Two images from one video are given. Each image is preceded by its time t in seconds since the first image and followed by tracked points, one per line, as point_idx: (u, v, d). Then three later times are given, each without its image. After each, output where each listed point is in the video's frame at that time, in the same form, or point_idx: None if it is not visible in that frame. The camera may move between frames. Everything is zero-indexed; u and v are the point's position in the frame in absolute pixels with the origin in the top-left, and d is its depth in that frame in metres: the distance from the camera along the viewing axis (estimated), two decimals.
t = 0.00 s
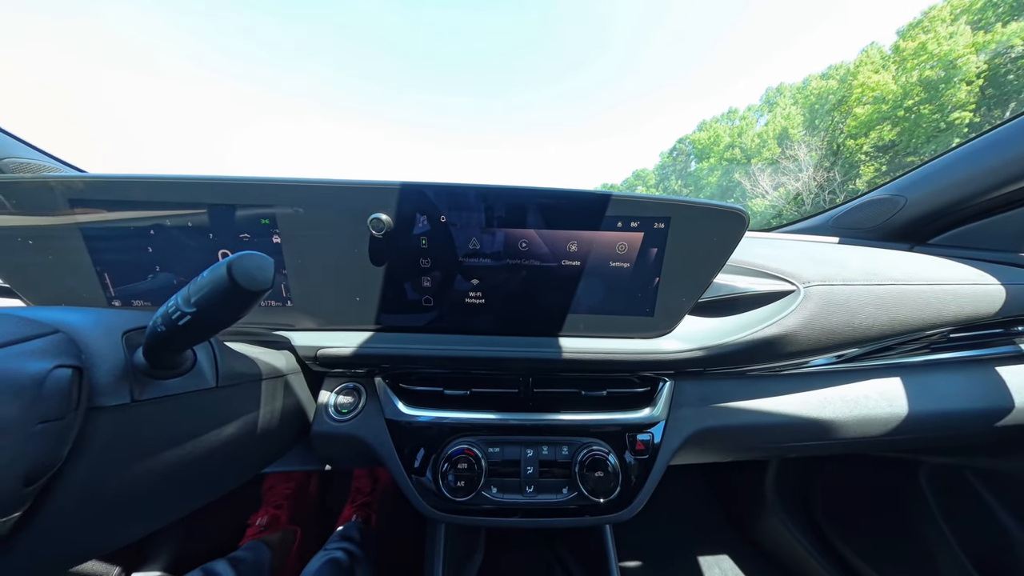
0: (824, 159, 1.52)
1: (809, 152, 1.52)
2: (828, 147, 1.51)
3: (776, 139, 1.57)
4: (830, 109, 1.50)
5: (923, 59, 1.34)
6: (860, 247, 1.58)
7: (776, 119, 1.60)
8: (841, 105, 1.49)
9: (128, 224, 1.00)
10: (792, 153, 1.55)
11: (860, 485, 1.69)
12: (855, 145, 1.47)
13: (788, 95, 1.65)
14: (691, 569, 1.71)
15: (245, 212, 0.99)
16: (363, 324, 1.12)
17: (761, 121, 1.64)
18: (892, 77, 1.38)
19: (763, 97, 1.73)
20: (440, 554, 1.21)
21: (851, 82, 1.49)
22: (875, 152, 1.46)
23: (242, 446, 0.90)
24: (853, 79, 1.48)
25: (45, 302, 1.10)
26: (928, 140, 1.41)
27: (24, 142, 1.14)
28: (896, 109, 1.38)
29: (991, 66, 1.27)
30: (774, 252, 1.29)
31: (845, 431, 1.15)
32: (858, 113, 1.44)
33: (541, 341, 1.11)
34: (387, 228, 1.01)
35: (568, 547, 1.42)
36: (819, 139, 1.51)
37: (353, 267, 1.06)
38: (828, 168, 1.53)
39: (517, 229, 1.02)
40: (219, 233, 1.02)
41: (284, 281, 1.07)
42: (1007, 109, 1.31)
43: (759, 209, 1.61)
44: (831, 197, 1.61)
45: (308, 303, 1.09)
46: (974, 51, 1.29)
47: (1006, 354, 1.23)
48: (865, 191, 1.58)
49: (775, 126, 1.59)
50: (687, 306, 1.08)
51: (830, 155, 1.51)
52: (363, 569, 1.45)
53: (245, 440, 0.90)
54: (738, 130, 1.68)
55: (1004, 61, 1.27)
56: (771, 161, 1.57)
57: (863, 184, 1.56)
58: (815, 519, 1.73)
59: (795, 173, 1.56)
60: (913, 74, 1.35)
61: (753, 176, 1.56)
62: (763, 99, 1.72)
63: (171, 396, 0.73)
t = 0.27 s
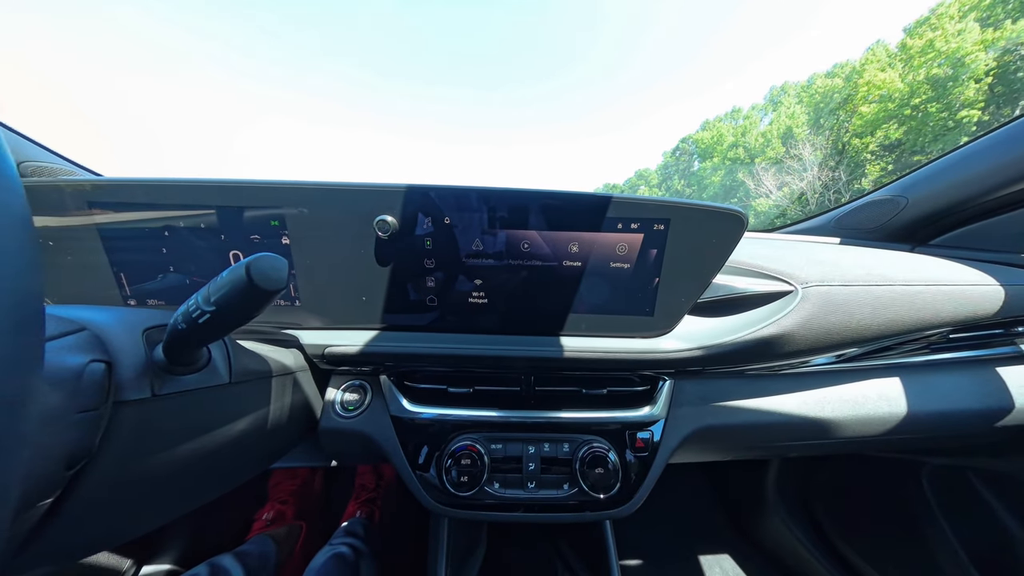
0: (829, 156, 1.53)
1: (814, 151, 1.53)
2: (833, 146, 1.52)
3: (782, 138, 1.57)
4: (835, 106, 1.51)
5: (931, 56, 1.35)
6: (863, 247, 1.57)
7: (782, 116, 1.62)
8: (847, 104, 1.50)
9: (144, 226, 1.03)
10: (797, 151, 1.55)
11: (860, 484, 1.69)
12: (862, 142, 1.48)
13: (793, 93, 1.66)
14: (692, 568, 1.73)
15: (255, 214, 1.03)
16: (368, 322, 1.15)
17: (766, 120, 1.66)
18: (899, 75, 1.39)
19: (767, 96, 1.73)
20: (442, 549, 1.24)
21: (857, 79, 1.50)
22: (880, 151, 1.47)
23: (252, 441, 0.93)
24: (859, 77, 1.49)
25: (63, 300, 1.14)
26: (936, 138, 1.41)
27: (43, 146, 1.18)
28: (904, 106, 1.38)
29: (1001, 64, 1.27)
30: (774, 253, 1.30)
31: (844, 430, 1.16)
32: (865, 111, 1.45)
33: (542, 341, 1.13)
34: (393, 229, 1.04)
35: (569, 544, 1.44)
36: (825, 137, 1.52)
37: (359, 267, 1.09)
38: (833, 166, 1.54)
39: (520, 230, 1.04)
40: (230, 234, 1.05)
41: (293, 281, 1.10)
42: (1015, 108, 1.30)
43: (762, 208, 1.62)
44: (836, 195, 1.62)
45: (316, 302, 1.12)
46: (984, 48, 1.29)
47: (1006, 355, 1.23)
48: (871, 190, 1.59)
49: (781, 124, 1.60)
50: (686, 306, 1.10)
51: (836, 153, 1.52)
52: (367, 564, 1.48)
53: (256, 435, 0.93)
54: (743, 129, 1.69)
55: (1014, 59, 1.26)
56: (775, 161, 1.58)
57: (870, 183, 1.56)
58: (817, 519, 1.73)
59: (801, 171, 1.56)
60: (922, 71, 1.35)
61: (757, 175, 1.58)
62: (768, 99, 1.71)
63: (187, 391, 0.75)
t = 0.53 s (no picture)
0: (832, 156, 1.51)
1: (819, 150, 1.51)
2: (838, 146, 1.49)
3: (785, 137, 1.56)
4: (840, 110, 1.48)
5: (938, 58, 1.32)
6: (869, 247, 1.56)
7: (785, 115, 1.59)
8: (850, 103, 1.46)
9: (147, 226, 1.04)
10: (801, 151, 1.53)
11: (867, 488, 1.67)
12: (867, 141, 1.46)
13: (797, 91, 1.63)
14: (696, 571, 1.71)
15: (257, 213, 1.03)
16: (370, 322, 1.14)
17: (771, 118, 1.64)
18: (905, 73, 1.36)
19: (771, 94, 1.72)
20: (445, 549, 1.23)
21: (862, 78, 1.47)
22: (885, 150, 1.45)
23: (254, 440, 0.93)
24: (864, 75, 1.46)
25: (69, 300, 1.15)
26: (943, 137, 1.39)
27: (49, 147, 1.19)
28: (911, 104, 1.36)
29: (1010, 61, 1.25)
30: (779, 253, 1.29)
31: (851, 433, 1.14)
32: (868, 111, 1.42)
33: (545, 341, 1.12)
34: (395, 228, 1.04)
35: (571, 545, 1.43)
36: (829, 136, 1.49)
37: (361, 267, 1.08)
38: (837, 166, 1.52)
39: (522, 229, 1.03)
40: (233, 233, 1.05)
41: (295, 280, 1.10)
42: None
43: (767, 207, 1.61)
44: (841, 195, 1.60)
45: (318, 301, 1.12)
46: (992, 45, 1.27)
47: (1018, 356, 1.21)
48: (877, 189, 1.57)
49: (785, 122, 1.58)
50: (690, 307, 1.09)
51: (841, 151, 1.50)
52: (368, 563, 1.48)
53: (258, 434, 0.93)
54: (747, 128, 1.67)
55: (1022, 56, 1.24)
56: (779, 160, 1.56)
57: (875, 182, 1.54)
58: (823, 523, 1.71)
59: (804, 171, 1.55)
60: (926, 70, 1.33)
61: (760, 174, 1.56)
62: (772, 96, 1.71)
63: (188, 391, 0.75)
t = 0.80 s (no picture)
0: (837, 155, 1.50)
1: (823, 150, 1.49)
2: (843, 145, 1.48)
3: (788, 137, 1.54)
4: (843, 109, 1.47)
5: (943, 52, 1.31)
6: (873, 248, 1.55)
7: (788, 115, 1.58)
8: (856, 101, 1.46)
9: (155, 226, 1.05)
10: (804, 150, 1.52)
11: (871, 490, 1.66)
12: (872, 141, 1.45)
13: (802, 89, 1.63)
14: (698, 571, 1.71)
15: (263, 214, 1.04)
16: (374, 322, 1.15)
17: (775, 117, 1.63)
18: (911, 71, 1.35)
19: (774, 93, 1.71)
20: (447, 548, 1.24)
21: (867, 77, 1.46)
22: (891, 149, 1.44)
23: (260, 439, 0.94)
24: (868, 75, 1.45)
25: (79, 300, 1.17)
26: (950, 135, 1.37)
27: (60, 149, 1.21)
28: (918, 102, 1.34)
29: (1017, 59, 1.25)
30: (783, 253, 1.28)
31: (855, 434, 1.13)
32: (875, 109, 1.41)
33: (548, 341, 1.13)
34: (399, 229, 1.04)
35: (574, 545, 1.43)
36: (834, 135, 1.48)
37: (365, 267, 1.09)
38: (842, 165, 1.51)
39: (525, 230, 1.04)
40: (239, 234, 1.07)
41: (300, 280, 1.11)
42: None
43: (771, 207, 1.60)
44: (845, 194, 1.59)
45: (323, 301, 1.13)
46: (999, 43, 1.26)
47: None
48: (882, 189, 1.56)
49: (789, 121, 1.56)
50: (693, 307, 1.09)
51: (845, 151, 1.49)
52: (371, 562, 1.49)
53: (265, 433, 0.95)
54: (751, 126, 1.66)
55: None
56: (783, 159, 1.55)
57: (880, 182, 1.53)
58: (826, 526, 1.70)
59: (808, 170, 1.54)
60: (934, 67, 1.31)
61: (764, 174, 1.55)
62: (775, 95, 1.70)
63: (197, 390, 0.77)
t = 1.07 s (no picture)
0: (841, 154, 1.50)
1: (827, 149, 1.50)
2: (847, 144, 1.49)
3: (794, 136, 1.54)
4: (847, 104, 1.49)
5: (949, 50, 1.32)
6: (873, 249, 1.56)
7: (791, 114, 1.60)
8: (861, 99, 1.48)
9: (167, 229, 1.08)
10: (809, 149, 1.52)
11: (872, 491, 1.66)
12: (875, 140, 1.46)
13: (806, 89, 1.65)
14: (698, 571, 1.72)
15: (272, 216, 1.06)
16: (379, 322, 1.17)
17: (778, 117, 1.65)
18: (917, 69, 1.36)
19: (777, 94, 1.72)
20: (451, 545, 1.26)
21: (872, 76, 1.48)
22: (898, 148, 1.44)
23: (269, 437, 0.96)
24: (873, 74, 1.47)
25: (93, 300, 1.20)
26: (959, 133, 1.36)
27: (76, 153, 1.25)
28: (923, 101, 1.35)
29: None
30: (783, 255, 1.29)
31: (854, 435, 1.14)
32: (881, 107, 1.43)
33: (549, 342, 1.15)
34: (404, 232, 1.07)
35: (575, 544, 1.45)
36: (839, 134, 1.49)
37: (370, 269, 1.12)
38: (849, 164, 1.51)
39: (527, 233, 1.06)
40: (249, 236, 1.09)
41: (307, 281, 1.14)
42: None
43: (773, 207, 1.60)
44: (848, 194, 1.59)
45: (329, 302, 1.16)
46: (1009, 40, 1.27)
47: None
48: (884, 190, 1.56)
49: (792, 121, 1.57)
50: (693, 309, 1.10)
51: (849, 150, 1.49)
52: (375, 559, 1.51)
53: (274, 430, 0.97)
54: (754, 126, 1.67)
55: None
56: (786, 159, 1.55)
57: (885, 181, 1.53)
58: (827, 526, 1.70)
59: (812, 170, 1.54)
60: (943, 64, 1.32)
61: (767, 174, 1.56)
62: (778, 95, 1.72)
63: (211, 389, 0.79)
